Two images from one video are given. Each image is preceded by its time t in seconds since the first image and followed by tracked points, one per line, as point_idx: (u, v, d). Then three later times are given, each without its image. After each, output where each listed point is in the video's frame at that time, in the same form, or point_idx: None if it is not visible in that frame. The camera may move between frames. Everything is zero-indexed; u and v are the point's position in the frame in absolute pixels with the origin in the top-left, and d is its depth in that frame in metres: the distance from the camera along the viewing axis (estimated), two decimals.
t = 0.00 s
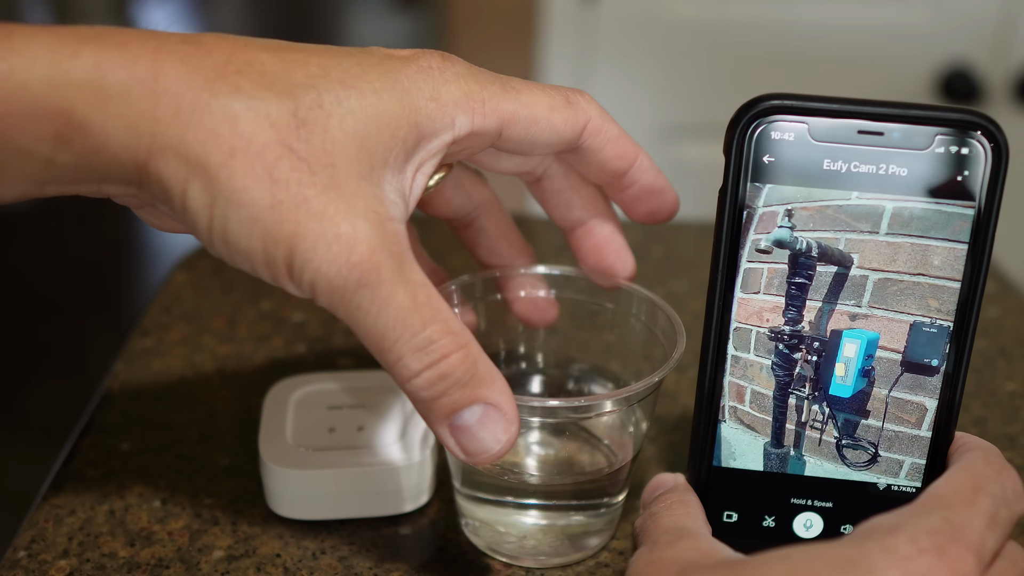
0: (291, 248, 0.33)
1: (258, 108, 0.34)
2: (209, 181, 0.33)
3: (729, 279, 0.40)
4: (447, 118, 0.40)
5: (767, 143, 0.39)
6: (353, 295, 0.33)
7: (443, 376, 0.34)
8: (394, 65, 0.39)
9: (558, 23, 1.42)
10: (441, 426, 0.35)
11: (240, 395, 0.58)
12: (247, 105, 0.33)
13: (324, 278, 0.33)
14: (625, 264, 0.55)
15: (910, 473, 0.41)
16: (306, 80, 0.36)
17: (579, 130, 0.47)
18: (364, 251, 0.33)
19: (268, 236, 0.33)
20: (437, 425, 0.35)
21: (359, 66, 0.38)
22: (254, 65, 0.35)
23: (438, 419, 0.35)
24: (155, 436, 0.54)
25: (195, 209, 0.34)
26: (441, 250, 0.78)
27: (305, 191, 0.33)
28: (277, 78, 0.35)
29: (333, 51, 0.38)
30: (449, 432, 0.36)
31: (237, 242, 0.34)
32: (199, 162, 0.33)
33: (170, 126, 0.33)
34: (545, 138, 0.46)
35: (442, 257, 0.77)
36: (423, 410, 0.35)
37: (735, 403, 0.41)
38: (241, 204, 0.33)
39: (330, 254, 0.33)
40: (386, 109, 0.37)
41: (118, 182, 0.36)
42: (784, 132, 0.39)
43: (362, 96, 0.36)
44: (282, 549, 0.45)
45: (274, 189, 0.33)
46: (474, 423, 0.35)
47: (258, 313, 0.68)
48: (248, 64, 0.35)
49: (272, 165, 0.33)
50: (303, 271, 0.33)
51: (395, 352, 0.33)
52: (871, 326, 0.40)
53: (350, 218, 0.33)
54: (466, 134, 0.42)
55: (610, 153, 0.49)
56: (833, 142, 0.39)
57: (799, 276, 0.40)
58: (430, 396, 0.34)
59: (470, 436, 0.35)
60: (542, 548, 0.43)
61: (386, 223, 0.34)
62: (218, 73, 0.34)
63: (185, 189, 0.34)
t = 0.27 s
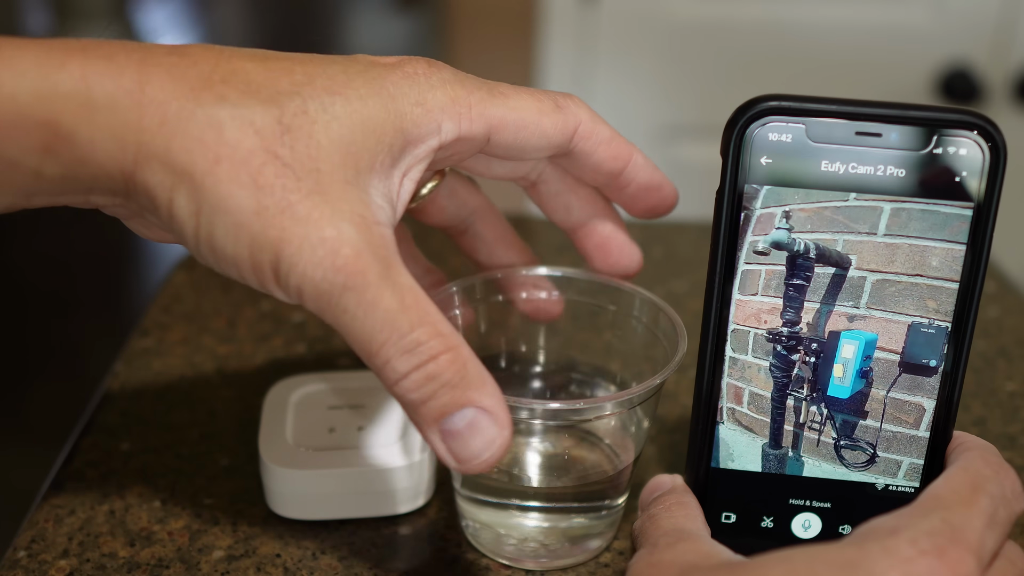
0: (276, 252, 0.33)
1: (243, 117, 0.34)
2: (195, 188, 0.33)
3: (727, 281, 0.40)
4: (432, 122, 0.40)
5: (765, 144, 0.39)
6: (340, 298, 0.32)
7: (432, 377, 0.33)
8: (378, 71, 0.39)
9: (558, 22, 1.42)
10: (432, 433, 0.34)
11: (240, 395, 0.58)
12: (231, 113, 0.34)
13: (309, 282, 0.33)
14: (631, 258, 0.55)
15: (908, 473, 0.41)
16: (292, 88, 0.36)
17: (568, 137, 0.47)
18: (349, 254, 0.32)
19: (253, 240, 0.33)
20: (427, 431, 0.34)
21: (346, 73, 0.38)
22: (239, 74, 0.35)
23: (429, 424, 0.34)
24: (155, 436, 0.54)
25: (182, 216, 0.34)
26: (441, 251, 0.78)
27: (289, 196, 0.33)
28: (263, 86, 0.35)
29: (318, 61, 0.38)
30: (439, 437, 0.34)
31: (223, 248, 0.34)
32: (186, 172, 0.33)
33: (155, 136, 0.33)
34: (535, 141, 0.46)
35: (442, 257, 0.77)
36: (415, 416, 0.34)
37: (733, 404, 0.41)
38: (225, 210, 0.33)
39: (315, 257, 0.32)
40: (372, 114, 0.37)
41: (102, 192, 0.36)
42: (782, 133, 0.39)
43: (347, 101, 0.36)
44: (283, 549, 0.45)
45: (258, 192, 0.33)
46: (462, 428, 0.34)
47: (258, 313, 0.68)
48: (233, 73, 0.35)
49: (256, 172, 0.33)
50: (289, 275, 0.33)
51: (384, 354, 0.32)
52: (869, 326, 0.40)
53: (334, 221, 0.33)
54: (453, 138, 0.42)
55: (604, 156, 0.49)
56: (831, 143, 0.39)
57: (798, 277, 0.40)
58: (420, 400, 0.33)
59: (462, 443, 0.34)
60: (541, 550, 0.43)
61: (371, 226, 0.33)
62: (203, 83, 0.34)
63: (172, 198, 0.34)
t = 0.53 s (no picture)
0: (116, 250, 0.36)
1: (88, 110, 0.37)
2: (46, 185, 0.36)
3: (727, 282, 0.40)
4: (268, 144, 0.48)
5: (766, 144, 0.39)
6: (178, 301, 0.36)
7: (242, 374, 0.38)
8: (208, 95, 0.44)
9: (558, 22, 1.42)
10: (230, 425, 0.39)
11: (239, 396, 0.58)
12: (81, 107, 0.37)
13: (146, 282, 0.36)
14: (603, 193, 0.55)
15: (908, 473, 0.41)
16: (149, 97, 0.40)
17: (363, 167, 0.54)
18: (186, 260, 0.36)
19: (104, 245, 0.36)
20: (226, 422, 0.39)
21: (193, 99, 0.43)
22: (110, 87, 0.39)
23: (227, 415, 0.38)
24: (155, 436, 0.54)
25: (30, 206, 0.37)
26: (441, 250, 0.78)
27: (135, 200, 0.36)
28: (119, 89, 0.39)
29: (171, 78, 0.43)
30: (238, 429, 0.39)
31: (66, 244, 0.37)
32: (41, 164, 0.36)
33: (11, 125, 0.36)
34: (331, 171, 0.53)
35: (442, 256, 0.77)
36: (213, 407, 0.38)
37: (733, 405, 0.41)
38: (76, 205, 0.36)
39: (158, 262, 0.36)
40: (213, 131, 0.43)
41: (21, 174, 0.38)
42: (782, 134, 0.39)
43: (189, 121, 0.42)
44: (283, 549, 0.45)
45: (113, 196, 0.36)
46: (262, 420, 0.39)
47: (258, 313, 0.68)
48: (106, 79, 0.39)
49: (108, 172, 0.36)
50: (128, 271, 0.36)
51: (201, 352, 0.37)
52: (869, 327, 0.40)
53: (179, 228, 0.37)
54: (281, 162, 0.50)
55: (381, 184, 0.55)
56: (831, 144, 0.39)
57: (798, 278, 0.40)
58: (223, 396, 0.38)
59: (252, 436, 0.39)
60: (542, 551, 0.43)
61: (206, 234, 0.38)
62: (63, 78, 0.38)
63: (20, 191, 0.36)
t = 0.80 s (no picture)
0: (88, 410, 0.41)
1: (30, 297, 0.43)
2: (0, 361, 0.42)
3: (727, 282, 0.40)
4: (198, 279, 0.51)
5: (766, 144, 0.39)
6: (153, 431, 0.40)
7: (247, 474, 0.40)
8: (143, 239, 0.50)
9: (558, 22, 1.42)
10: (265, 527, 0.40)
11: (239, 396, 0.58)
12: (24, 295, 0.43)
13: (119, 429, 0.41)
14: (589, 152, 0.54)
15: (908, 473, 0.41)
16: (73, 266, 0.46)
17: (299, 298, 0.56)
18: (149, 396, 0.41)
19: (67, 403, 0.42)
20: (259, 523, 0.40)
21: (117, 245, 0.49)
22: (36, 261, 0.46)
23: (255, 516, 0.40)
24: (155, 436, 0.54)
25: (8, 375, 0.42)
26: (440, 250, 0.78)
27: (85, 357, 0.42)
28: (44, 265, 0.46)
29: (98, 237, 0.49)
30: (271, 528, 0.40)
31: (36, 413, 0.42)
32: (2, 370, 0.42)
33: None
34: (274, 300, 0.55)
35: (442, 256, 0.77)
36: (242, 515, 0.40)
37: (733, 405, 0.41)
38: (38, 380, 0.42)
39: (122, 402, 0.41)
40: (147, 273, 0.48)
41: None
42: (781, 134, 0.39)
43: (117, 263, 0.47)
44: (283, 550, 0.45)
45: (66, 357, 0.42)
46: (283, 513, 0.40)
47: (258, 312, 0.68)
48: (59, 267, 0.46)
49: (56, 340, 0.42)
50: (100, 421, 0.41)
51: (204, 464, 0.40)
52: (868, 327, 0.40)
53: (127, 369, 0.42)
54: (216, 290, 0.52)
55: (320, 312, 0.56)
56: (830, 143, 0.39)
57: (798, 278, 0.40)
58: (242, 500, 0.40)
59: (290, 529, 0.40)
60: (542, 551, 0.43)
61: (162, 370, 0.43)
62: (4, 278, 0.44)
63: None
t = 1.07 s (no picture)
0: (71, 356, 0.43)
1: None
2: None
3: (727, 282, 0.40)
4: (153, 235, 0.54)
5: (764, 143, 0.39)
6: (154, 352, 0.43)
7: (243, 376, 0.45)
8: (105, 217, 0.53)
9: (558, 23, 1.42)
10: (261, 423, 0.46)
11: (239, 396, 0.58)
12: None
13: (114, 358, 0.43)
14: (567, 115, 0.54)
15: (907, 472, 0.41)
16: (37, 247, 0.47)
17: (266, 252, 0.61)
18: (130, 331, 0.43)
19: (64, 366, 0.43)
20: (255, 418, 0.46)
21: (88, 232, 0.50)
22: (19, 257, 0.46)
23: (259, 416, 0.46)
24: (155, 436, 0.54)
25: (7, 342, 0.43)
26: (440, 250, 0.78)
27: (57, 310, 0.43)
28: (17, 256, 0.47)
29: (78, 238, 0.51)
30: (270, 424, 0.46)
31: (36, 372, 0.43)
32: None
33: None
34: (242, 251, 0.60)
35: (442, 256, 0.77)
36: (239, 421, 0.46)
37: (732, 404, 0.41)
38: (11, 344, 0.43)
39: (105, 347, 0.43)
40: (102, 239, 0.50)
41: None
42: (781, 133, 0.39)
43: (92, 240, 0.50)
44: (282, 549, 0.45)
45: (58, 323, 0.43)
46: (284, 404, 0.46)
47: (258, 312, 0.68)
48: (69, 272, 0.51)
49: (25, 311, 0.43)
50: (87, 368, 0.43)
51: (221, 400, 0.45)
52: (868, 326, 0.40)
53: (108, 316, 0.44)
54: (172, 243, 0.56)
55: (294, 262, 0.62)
56: (829, 141, 0.39)
57: (797, 277, 0.40)
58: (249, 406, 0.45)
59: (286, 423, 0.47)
60: (542, 551, 0.43)
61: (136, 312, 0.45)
62: None
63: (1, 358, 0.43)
